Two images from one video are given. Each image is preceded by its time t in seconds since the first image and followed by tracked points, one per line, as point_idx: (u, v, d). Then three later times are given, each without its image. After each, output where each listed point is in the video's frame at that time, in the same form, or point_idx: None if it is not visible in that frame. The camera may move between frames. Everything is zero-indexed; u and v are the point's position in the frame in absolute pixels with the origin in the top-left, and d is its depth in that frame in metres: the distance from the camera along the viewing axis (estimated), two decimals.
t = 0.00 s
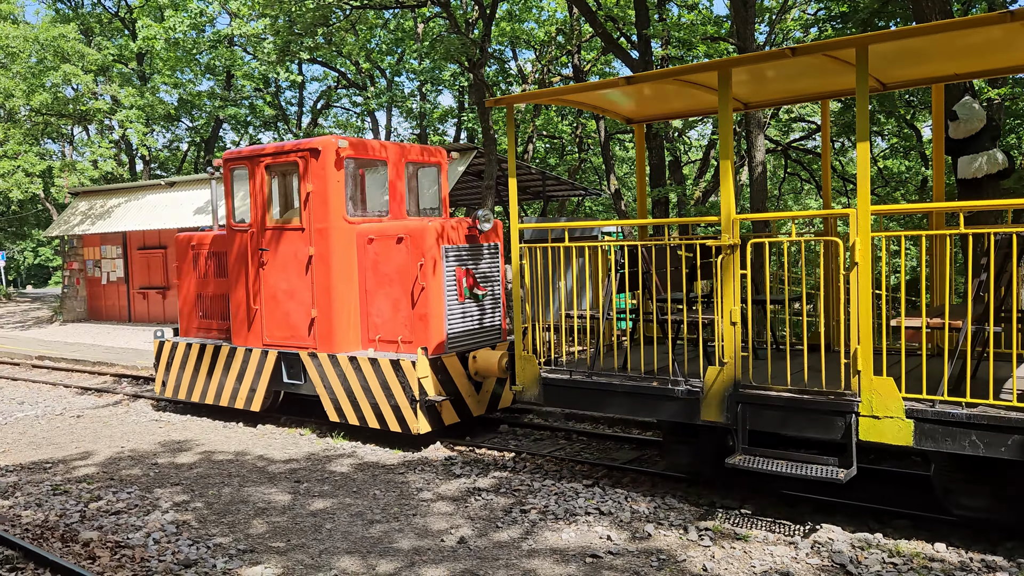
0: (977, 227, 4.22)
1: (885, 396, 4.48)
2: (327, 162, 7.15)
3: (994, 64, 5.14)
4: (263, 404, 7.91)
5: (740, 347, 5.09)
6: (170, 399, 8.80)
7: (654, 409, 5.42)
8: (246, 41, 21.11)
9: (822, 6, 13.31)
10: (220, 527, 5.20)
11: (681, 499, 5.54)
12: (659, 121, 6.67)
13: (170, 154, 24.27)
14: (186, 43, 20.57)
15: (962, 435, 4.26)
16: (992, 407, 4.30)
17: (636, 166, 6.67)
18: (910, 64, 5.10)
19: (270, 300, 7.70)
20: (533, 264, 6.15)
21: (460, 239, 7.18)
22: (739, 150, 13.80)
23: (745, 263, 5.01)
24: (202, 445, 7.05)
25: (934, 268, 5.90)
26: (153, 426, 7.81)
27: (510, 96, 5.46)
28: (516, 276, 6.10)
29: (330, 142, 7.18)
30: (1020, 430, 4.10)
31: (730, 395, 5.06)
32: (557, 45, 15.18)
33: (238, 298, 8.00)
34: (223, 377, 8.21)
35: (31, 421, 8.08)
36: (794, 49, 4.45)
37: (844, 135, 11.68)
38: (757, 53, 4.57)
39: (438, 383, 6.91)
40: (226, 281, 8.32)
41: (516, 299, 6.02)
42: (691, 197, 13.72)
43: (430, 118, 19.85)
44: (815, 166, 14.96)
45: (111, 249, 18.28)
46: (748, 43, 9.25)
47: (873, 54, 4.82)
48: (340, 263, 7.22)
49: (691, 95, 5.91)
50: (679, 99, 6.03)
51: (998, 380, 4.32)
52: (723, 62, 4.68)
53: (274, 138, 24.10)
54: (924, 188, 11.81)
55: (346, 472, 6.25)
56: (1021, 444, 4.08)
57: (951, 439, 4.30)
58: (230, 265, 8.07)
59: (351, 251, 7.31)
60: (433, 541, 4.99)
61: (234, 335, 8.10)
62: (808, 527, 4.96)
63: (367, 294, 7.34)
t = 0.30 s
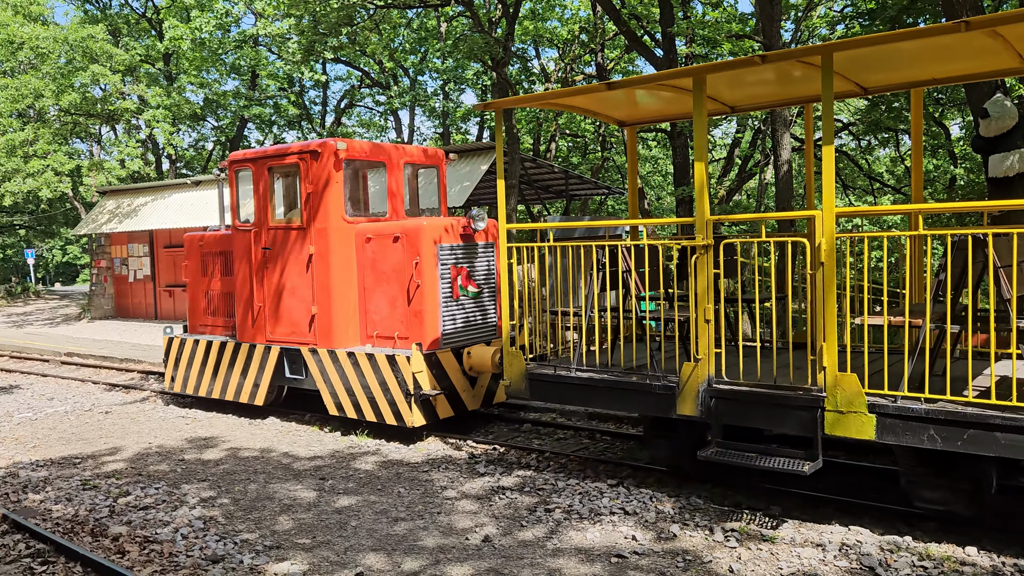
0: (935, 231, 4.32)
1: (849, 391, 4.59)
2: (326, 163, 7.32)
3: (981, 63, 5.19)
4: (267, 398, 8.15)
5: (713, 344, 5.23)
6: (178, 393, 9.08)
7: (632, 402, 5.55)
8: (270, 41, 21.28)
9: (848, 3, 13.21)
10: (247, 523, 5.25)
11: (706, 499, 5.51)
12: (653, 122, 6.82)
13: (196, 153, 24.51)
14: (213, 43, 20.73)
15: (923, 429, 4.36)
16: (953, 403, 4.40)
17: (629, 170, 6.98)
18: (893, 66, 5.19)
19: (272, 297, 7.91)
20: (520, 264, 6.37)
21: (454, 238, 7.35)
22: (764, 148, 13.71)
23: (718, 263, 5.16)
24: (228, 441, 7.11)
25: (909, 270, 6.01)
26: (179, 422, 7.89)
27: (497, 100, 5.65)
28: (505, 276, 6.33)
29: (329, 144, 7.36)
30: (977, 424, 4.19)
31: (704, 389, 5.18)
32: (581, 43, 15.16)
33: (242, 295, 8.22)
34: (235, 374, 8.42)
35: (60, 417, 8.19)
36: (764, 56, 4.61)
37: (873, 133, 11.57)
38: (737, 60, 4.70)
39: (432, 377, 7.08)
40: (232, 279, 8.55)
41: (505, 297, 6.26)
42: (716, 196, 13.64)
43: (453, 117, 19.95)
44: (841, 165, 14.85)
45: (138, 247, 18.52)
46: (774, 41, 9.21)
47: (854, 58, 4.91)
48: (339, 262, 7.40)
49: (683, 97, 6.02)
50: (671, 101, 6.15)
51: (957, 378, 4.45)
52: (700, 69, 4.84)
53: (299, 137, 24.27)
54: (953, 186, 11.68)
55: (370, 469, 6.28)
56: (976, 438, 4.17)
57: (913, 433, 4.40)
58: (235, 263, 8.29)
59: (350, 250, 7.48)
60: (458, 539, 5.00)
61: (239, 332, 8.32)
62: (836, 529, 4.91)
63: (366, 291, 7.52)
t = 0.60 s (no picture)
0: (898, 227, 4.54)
1: (815, 385, 4.74)
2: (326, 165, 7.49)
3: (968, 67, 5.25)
4: (271, 393, 8.35)
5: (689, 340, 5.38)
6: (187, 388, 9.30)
7: (615, 396, 5.70)
8: (294, 41, 21.48)
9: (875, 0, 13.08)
10: (273, 519, 5.29)
11: (732, 500, 5.48)
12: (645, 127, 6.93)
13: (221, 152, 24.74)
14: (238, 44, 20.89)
15: (885, 423, 4.49)
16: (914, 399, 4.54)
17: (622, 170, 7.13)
18: (876, 70, 5.27)
19: (275, 295, 8.11)
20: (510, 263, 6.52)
21: (450, 237, 7.50)
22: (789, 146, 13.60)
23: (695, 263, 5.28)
24: (253, 438, 7.17)
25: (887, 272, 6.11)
26: (205, 419, 7.97)
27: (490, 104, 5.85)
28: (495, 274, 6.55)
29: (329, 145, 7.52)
30: (935, 419, 4.32)
31: (681, 384, 5.33)
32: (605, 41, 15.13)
33: (247, 293, 8.44)
34: (241, 368, 8.61)
35: (88, 413, 8.30)
36: (737, 63, 4.77)
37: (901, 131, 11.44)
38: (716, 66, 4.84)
39: (429, 372, 7.25)
40: (237, 277, 8.77)
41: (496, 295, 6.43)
42: (739, 195, 13.55)
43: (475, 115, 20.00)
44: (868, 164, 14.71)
45: (164, 245, 18.75)
46: (801, 38, 9.12)
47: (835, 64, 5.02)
48: (339, 260, 7.59)
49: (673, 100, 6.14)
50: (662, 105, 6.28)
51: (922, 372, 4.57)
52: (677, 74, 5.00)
53: (322, 136, 24.42)
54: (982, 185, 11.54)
55: (394, 467, 6.30)
56: (936, 432, 4.32)
57: (875, 427, 4.53)
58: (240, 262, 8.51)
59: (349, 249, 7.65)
60: (482, 538, 5.01)
61: (244, 328, 8.54)
62: (864, 532, 4.86)
63: (365, 289, 7.70)
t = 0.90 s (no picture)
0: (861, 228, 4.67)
1: (784, 380, 4.96)
2: (327, 166, 7.73)
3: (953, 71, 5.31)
4: (275, 386, 8.61)
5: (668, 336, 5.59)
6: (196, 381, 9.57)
7: (598, 390, 5.91)
8: (317, 41, 21.63)
9: None
10: (297, 516, 5.32)
11: (756, 501, 5.45)
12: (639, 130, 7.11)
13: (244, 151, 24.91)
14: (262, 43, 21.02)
15: (852, 416, 4.69)
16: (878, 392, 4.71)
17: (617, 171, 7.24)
18: (858, 76, 5.38)
19: (280, 292, 8.38)
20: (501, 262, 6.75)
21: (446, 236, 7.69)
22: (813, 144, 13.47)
23: (673, 262, 5.49)
24: (277, 435, 7.22)
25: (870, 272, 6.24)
26: (230, 416, 8.04)
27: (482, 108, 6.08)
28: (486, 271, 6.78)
29: (330, 147, 7.77)
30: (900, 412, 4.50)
31: (659, 378, 5.54)
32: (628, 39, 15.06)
33: (254, 291, 8.72)
34: (247, 365, 8.85)
35: (115, 409, 8.41)
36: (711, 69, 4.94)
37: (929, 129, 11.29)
38: (694, 72, 5.00)
39: (424, 368, 7.46)
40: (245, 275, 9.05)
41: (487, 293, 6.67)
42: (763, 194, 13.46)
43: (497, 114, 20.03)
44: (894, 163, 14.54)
45: (189, 244, 18.95)
46: (827, 35, 9.03)
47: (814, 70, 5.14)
48: (340, 259, 7.82)
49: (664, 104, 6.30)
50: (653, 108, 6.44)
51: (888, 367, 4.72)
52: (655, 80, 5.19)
53: (344, 135, 24.51)
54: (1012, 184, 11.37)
55: (417, 465, 6.32)
56: (898, 424, 4.50)
57: (843, 420, 4.73)
58: (248, 261, 8.79)
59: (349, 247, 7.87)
60: (505, 536, 5.01)
61: (251, 324, 8.82)
62: (891, 534, 4.81)
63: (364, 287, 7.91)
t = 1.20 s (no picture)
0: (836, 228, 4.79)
1: (757, 375, 5.14)
2: (329, 169, 7.94)
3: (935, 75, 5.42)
4: (281, 381, 8.86)
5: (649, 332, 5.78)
6: (207, 375, 9.85)
7: (585, 386, 6.12)
8: (339, 40, 21.74)
9: None
10: (321, 514, 5.35)
11: (780, 503, 5.40)
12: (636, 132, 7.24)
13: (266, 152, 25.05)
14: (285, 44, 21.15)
15: (823, 411, 4.86)
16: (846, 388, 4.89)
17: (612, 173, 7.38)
18: (839, 81, 5.52)
19: (285, 291, 8.63)
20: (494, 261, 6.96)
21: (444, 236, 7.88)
22: (839, 142, 13.30)
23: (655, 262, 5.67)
24: (300, 433, 7.27)
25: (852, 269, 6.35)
26: (254, 414, 8.10)
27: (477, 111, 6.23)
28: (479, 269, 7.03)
29: (331, 150, 7.97)
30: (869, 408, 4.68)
31: (642, 374, 5.74)
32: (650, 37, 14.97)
33: (260, 288, 8.98)
34: (254, 360, 9.12)
35: (141, 406, 8.51)
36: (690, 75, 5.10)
37: (958, 127, 11.13)
38: (675, 78, 5.17)
39: (422, 363, 7.68)
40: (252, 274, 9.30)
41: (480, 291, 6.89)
42: (787, 193, 13.33)
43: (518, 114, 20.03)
44: (921, 162, 14.35)
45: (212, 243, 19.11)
46: (852, 33, 8.95)
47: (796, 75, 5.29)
48: (340, 259, 8.03)
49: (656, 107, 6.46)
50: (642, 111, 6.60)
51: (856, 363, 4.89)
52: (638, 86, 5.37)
53: (366, 135, 24.58)
54: None
55: (439, 464, 6.34)
56: (926, 427, 4.43)
57: (811, 413, 4.93)
58: (254, 260, 9.05)
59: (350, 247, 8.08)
60: (528, 535, 5.00)
61: (257, 321, 9.09)
62: (919, 537, 4.75)
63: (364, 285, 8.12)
